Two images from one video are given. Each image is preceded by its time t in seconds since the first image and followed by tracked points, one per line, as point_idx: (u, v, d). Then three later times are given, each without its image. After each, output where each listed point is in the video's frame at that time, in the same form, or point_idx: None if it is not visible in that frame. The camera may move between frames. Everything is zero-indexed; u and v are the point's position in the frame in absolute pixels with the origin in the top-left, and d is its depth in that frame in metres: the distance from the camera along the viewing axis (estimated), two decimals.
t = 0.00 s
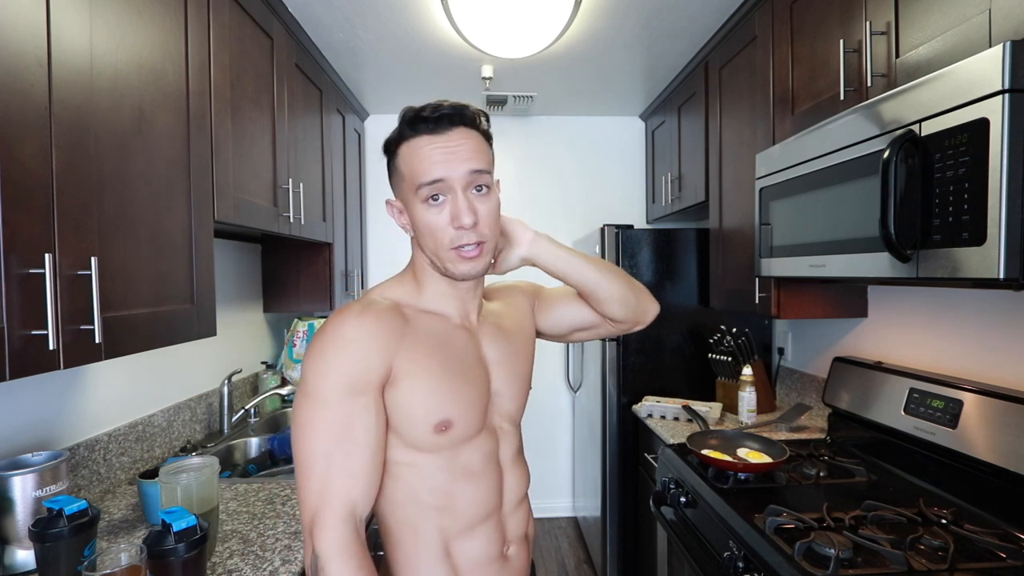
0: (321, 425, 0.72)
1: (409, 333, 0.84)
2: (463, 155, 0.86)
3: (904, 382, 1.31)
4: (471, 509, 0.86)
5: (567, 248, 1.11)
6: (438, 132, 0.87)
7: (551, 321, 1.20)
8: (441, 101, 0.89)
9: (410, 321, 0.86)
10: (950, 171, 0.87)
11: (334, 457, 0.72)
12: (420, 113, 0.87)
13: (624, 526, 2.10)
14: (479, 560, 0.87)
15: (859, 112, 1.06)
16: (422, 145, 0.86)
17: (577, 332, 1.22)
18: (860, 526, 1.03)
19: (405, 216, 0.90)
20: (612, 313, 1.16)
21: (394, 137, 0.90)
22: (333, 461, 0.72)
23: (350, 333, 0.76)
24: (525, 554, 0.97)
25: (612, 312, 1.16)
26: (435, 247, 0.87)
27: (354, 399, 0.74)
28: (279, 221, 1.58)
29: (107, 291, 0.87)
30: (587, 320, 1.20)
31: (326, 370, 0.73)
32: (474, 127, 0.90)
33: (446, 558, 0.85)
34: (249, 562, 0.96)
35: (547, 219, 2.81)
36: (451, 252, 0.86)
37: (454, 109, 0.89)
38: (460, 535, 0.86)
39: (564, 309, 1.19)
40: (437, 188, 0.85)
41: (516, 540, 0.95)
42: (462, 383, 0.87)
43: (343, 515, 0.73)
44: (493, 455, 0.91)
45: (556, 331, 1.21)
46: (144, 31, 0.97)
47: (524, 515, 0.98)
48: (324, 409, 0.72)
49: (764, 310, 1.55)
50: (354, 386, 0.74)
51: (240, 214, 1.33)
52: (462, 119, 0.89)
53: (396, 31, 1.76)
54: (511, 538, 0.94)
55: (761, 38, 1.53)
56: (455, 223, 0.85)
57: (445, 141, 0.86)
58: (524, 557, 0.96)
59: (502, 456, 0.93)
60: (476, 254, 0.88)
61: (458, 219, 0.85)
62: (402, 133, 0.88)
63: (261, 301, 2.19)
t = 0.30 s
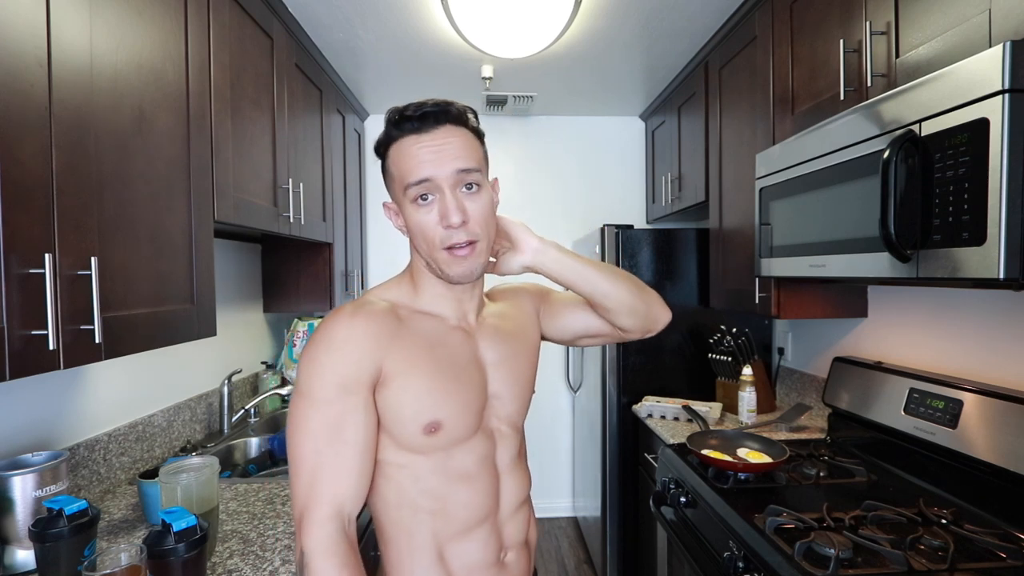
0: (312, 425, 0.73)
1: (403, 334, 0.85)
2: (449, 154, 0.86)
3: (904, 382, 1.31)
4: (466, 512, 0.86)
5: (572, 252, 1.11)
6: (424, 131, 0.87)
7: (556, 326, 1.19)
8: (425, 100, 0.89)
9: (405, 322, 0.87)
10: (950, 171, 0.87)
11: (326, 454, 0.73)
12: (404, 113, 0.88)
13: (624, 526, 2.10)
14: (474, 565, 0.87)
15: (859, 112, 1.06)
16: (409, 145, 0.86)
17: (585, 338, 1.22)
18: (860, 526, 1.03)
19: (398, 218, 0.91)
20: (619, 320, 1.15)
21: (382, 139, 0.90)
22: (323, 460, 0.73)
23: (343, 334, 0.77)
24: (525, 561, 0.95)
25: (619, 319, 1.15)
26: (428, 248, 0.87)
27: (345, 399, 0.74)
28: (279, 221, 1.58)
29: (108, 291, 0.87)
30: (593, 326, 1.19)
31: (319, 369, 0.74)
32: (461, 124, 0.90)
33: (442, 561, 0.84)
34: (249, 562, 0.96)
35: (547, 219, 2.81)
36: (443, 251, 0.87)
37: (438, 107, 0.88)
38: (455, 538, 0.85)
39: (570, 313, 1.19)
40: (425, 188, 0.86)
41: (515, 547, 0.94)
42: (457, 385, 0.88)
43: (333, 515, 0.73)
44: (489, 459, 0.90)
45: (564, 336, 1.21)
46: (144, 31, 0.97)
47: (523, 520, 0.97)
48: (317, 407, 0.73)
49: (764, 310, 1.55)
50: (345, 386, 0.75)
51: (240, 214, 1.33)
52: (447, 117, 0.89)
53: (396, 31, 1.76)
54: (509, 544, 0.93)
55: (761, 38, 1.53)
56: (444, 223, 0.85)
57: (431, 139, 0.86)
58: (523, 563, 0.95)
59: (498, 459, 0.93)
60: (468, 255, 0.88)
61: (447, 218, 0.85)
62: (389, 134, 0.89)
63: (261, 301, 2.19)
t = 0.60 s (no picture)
0: (308, 426, 0.73)
1: (399, 335, 0.85)
2: (462, 154, 0.86)
3: (904, 382, 1.31)
4: (463, 513, 0.86)
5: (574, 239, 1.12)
6: (437, 130, 0.87)
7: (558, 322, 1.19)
8: (443, 98, 0.89)
9: (402, 322, 0.87)
10: (949, 171, 0.87)
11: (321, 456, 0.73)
12: (420, 109, 0.88)
13: (624, 526, 2.10)
14: (473, 566, 0.87)
15: (859, 112, 1.06)
16: (421, 141, 0.86)
17: (583, 336, 1.21)
18: (860, 526, 1.03)
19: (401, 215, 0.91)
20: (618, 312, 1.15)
21: (393, 132, 0.90)
22: (319, 462, 0.73)
23: (338, 334, 0.77)
24: (523, 561, 0.95)
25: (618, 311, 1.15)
26: (430, 247, 0.87)
27: (341, 400, 0.74)
28: (279, 221, 1.58)
29: (108, 291, 0.87)
30: (593, 322, 1.19)
31: (315, 371, 0.74)
32: (475, 126, 0.90)
33: (440, 562, 0.85)
34: (249, 562, 0.96)
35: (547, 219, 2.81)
36: (446, 252, 0.87)
37: (455, 107, 0.89)
38: (453, 540, 0.86)
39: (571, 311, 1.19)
40: (433, 187, 0.86)
41: (513, 548, 0.94)
42: (454, 386, 0.87)
43: (330, 518, 0.73)
44: (487, 460, 0.90)
45: (562, 334, 1.20)
46: (144, 31, 0.97)
47: (522, 521, 0.97)
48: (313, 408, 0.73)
49: (764, 310, 1.55)
50: (342, 386, 0.75)
51: (240, 214, 1.33)
52: (463, 117, 0.89)
53: (396, 31, 1.76)
54: (506, 545, 0.92)
55: (761, 38, 1.53)
56: (450, 224, 0.85)
57: (444, 138, 0.86)
58: (522, 564, 0.95)
59: (496, 459, 0.93)
60: (470, 257, 0.88)
61: (454, 219, 0.85)
62: (401, 128, 0.89)
63: (261, 301, 2.19)
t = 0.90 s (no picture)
0: (307, 429, 0.73)
1: (398, 335, 0.85)
2: (480, 154, 0.88)
3: (904, 382, 1.31)
4: (465, 511, 0.86)
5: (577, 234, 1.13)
6: (456, 127, 0.88)
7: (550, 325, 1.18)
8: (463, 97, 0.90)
9: (401, 322, 0.87)
10: (950, 171, 0.87)
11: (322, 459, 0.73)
12: (441, 106, 0.88)
13: (624, 526, 2.10)
14: (474, 565, 0.87)
15: (859, 111, 1.06)
16: (439, 137, 0.87)
17: (572, 339, 1.21)
18: (860, 526, 1.03)
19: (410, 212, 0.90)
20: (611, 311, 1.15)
21: (409, 126, 0.89)
22: (320, 466, 0.73)
23: (338, 335, 0.77)
24: (524, 558, 0.96)
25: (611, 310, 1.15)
26: (440, 244, 0.87)
27: (341, 402, 0.74)
28: (279, 221, 1.58)
29: (108, 291, 0.87)
30: (583, 324, 1.19)
31: (315, 373, 0.74)
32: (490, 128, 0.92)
33: (443, 561, 0.85)
34: (249, 562, 0.96)
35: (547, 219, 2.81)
36: (457, 251, 0.87)
37: (475, 107, 0.91)
38: (455, 539, 0.86)
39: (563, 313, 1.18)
40: (449, 184, 0.86)
41: (514, 545, 0.95)
42: (453, 385, 0.87)
43: (330, 520, 0.73)
44: (486, 458, 0.90)
45: (552, 336, 1.20)
46: (144, 31, 0.97)
47: (522, 517, 0.97)
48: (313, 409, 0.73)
49: (764, 310, 1.55)
50: (342, 389, 0.74)
51: (241, 214, 1.33)
52: (481, 118, 0.91)
53: (396, 31, 1.76)
54: (507, 543, 0.93)
55: (761, 38, 1.53)
56: (464, 222, 0.86)
57: (462, 136, 0.87)
58: (523, 561, 0.95)
59: (496, 457, 0.93)
60: (479, 257, 0.89)
61: (470, 217, 0.86)
62: (419, 122, 0.88)
63: (261, 302, 2.19)
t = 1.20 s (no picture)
0: (310, 432, 0.72)
1: (397, 335, 0.84)
2: (493, 155, 0.92)
3: (904, 382, 1.31)
4: (469, 507, 0.87)
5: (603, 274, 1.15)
6: (473, 126, 0.91)
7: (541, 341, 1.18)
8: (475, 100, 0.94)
9: (400, 322, 0.86)
10: (950, 171, 0.87)
11: (326, 463, 0.72)
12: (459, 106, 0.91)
13: (624, 526, 2.10)
14: (479, 559, 0.88)
15: (859, 111, 1.06)
16: (459, 133, 0.89)
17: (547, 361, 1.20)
18: (860, 526, 1.03)
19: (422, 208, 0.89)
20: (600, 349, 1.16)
21: (425, 120, 0.89)
22: (324, 470, 0.72)
23: (337, 336, 0.76)
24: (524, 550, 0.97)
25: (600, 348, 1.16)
26: (455, 238, 0.87)
27: (344, 405, 0.74)
28: (279, 221, 1.58)
29: (108, 291, 0.87)
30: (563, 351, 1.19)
31: (316, 376, 0.73)
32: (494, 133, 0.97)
33: (448, 559, 0.85)
34: (249, 562, 0.96)
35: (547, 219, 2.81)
36: (472, 246, 0.88)
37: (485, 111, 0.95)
38: (460, 535, 0.86)
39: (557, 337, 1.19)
40: (466, 180, 0.87)
41: (515, 538, 0.96)
42: (453, 383, 0.88)
43: (334, 523, 0.72)
44: (488, 454, 0.91)
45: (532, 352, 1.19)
46: (144, 31, 0.97)
47: (522, 511, 0.99)
48: (315, 413, 0.72)
49: (764, 310, 1.55)
50: (345, 391, 0.74)
51: (241, 214, 1.33)
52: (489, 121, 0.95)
53: (396, 31, 1.76)
54: (510, 537, 0.94)
55: (761, 38, 1.53)
56: (480, 218, 0.88)
57: (478, 135, 0.90)
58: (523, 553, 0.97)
59: (496, 452, 0.94)
60: (490, 254, 0.91)
61: (487, 213, 0.88)
62: (438, 118, 0.89)
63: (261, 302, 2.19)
